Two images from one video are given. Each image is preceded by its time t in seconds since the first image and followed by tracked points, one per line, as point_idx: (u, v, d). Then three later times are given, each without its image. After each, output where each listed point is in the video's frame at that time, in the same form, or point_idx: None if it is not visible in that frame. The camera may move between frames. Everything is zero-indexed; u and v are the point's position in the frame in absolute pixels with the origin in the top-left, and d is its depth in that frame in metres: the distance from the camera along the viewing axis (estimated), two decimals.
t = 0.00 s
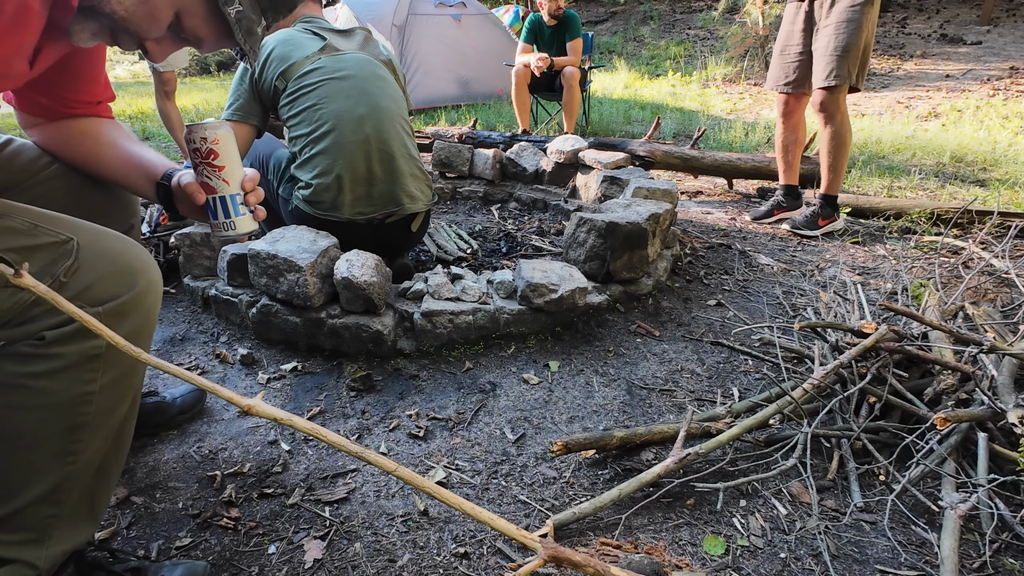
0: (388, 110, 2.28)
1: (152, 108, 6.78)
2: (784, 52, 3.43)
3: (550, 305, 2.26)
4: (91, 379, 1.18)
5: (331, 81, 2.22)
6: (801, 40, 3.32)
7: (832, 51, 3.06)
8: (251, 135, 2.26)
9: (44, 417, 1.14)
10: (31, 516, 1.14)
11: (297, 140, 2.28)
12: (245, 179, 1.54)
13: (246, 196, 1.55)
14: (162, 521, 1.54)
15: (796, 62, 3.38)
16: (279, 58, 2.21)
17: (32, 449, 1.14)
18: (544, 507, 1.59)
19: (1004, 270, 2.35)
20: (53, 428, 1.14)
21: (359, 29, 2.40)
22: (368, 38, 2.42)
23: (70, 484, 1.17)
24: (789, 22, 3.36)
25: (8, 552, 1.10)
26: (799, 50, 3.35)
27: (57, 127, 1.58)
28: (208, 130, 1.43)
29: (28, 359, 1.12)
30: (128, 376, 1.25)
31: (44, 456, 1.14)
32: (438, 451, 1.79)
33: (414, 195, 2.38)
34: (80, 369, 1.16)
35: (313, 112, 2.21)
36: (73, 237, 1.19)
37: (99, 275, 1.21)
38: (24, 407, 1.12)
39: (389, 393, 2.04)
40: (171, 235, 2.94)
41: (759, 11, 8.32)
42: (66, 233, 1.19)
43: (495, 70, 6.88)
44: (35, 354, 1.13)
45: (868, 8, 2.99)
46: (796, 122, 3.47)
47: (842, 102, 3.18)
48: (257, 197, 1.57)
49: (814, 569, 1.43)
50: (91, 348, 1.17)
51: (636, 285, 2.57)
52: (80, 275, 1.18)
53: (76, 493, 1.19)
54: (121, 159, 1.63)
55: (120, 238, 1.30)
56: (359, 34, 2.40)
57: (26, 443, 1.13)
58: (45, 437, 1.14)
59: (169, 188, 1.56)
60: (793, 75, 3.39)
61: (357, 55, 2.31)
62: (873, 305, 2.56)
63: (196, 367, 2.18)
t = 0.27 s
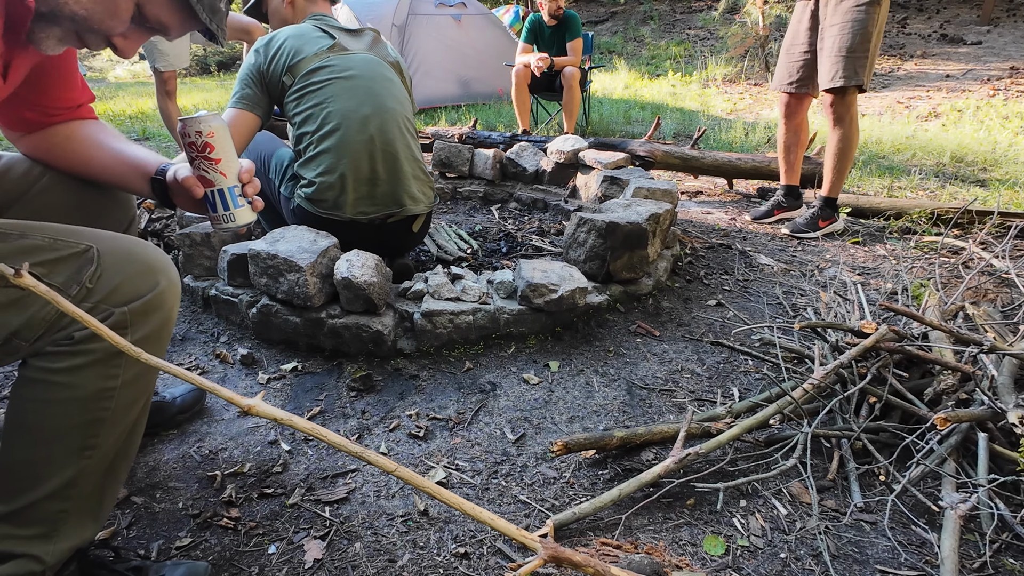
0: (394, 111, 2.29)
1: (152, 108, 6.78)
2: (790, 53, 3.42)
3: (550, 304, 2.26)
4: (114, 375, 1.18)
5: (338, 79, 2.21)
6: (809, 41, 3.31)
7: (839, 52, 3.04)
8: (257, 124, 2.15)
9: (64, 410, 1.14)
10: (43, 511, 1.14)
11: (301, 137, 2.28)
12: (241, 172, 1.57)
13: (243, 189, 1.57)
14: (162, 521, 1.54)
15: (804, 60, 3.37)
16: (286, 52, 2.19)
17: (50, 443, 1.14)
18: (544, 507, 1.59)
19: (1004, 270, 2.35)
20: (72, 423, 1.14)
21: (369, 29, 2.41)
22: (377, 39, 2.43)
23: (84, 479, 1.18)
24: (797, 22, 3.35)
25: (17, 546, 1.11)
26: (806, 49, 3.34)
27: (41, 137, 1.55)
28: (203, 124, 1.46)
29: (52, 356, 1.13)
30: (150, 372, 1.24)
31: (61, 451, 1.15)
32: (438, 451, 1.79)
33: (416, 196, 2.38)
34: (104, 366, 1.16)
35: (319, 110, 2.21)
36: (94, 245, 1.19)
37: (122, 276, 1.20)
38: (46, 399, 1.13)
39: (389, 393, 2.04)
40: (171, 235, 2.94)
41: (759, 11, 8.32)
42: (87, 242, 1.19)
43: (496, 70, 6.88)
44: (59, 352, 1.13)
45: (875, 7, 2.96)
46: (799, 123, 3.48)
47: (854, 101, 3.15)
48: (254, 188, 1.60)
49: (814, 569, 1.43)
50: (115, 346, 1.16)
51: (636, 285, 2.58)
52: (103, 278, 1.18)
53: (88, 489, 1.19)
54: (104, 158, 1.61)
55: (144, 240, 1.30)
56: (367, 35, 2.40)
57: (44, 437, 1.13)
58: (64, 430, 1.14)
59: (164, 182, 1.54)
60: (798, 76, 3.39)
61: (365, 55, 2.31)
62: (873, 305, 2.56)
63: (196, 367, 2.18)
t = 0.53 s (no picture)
0: (403, 114, 2.29)
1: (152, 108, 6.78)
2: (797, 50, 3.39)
3: (550, 304, 2.26)
4: (112, 370, 1.17)
5: (349, 78, 2.20)
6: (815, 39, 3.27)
7: (852, 55, 3.00)
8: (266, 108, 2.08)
9: (64, 406, 1.14)
10: (44, 506, 1.15)
11: (309, 133, 2.27)
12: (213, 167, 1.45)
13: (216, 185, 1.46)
14: (162, 521, 1.54)
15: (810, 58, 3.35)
16: (301, 45, 2.16)
17: (51, 439, 1.14)
18: (544, 507, 1.59)
19: (1004, 270, 2.35)
20: (74, 418, 1.15)
21: (381, 31, 2.38)
22: (388, 41, 2.40)
23: (85, 474, 1.18)
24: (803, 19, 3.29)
25: (18, 543, 1.12)
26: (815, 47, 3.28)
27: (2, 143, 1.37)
28: (171, 116, 1.35)
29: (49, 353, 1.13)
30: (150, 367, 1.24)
31: (63, 446, 1.15)
32: (438, 451, 1.79)
33: (419, 199, 2.40)
34: (102, 361, 1.16)
35: (329, 108, 2.20)
36: (80, 247, 1.19)
37: (115, 272, 1.20)
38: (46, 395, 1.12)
39: (389, 393, 2.04)
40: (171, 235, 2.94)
41: (759, 11, 8.31)
42: (72, 245, 1.18)
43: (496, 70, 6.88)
44: (57, 350, 1.13)
45: (887, 9, 2.90)
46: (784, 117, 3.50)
47: (871, 102, 3.08)
48: (226, 184, 1.49)
49: (814, 569, 1.43)
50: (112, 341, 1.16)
51: (636, 285, 2.58)
52: (95, 275, 1.18)
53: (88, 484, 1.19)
54: (72, 158, 1.43)
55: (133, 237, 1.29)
56: (379, 36, 2.38)
57: (45, 433, 1.13)
58: (64, 426, 1.14)
59: (133, 174, 1.39)
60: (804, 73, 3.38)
61: (376, 55, 2.30)
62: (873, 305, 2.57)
63: (196, 367, 2.18)
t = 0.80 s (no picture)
0: (410, 115, 2.29)
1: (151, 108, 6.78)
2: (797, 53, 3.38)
3: (550, 305, 2.26)
4: (95, 366, 1.17)
5: (359, 77, 2.20)
6: (816, 41, 3.25)
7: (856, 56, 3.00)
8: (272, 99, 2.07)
9: (51, 404, 1.14)
10: (37, 505, 1.15)
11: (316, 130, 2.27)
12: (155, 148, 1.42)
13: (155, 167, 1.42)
14: (162, 521, 1.54)
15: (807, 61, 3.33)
16: (313, 42, 2.16)
17: (38, 438, 1.14)
18: (544, 507, 1.59)
19: (1004, 270, 2.35)
20: (61, 414, 1.15)
21: (389, 30, 2.37)
22: (394, 41, 2.40)
23: (75, 472, 1.18)
24: (807, 23, 3.30)
25: (14, 543, 1.13)
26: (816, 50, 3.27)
27: None
28: (110, 91, 1.33)
29: (31, 352, 1.12)
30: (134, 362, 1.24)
31: (50, 444, 1.15)
32: (438, 451, 1.79)
33: (424, 201, 2.40)
34: (85, 357, 1.15)
35: (337, 106, 2.20)
36: (58, 242, 1.17)
37: (95, 267, 1.19)
38: (31, 394, 1.12)
39: (389, 393, 2.04)
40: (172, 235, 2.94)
41: (759, 11, 8.31)
42: (50, 241, 1.17)
43: (496, 71, 6.88)
44: (39, 348, 1.12)
45: (891, 9, 2.91)
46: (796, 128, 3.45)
47: (873, 104, 3.10)
48: (169, 167, 1.45)
49: (814, 569, 1.43)
50: (94, 337, 1.15)
51: (636, 285, 2.58)
52: (75, 271, 1.17)
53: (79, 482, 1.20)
54: (21, 151, 1.35)
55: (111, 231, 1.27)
56: (387, 34, 2.37)
57: (32, 431, 1.14)
58: (52, 423, 1.15)
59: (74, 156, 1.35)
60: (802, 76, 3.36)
61: (386, 55, 2.29)
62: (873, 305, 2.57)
63: (196, 367, 2.18)
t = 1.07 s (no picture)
0: (419, 115, 2.31)
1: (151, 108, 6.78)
2: (792, 53, 3.38)
3: (550, 304, 2.26)
4: (89, 363, 1.17)
5: (372, 75, 2.21)
6: (811, 41, 3.26)
7: (852, 56, 2.99)
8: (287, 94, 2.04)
9: (46, 401, 1.14)
10: (34, 504, 1.16)
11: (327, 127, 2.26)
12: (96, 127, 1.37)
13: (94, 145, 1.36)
14: (162, 521, 1.54)
15: (804, 61, 3.34)
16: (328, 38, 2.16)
17: (34, 435, 1.14)
18: (544, 507, 1.59)
19: (1004, 270, 2.35)
20: (57, 411, 1.15)
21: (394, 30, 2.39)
22: (398, 41, 2.41)
23: (72, 470, 1.19)
24: (801, 23, 3.30)
25: (13, 542, 1.13)
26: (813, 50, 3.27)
27: None
28: (52, 64, 1.27)
29: (25, 349, 1.12)
30: (130, 359, 1.24)
31: (47, 443, 1.15)
32: (438, 451, 1.79)
33: (432, 200, 2.41)
34: (79, 354, 1.16)
35: (350, 103, 2.21)
36: (52, 239, 1.17)
37: (89, 263, 1.19)
38: (25, 391, 1.12)
39: (389, 393, 2.04)
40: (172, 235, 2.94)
41: (759, 11, 8.31)
42: (44, 237, 1.17)
43: (496, 70, 6.88)
44: (33, 345, 1.12)
45: (885, 9, 2.91)
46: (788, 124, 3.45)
47: (870, 104, 3.09)
48: (112, 143, 1.38)
49: (814, 569, 1.43)
50: (89, 334, 1.16)
51: (636, 285, 2.58)
52: (69, 267, 1.17)
53: (77, 481, 1.20)
54: None
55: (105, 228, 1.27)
56: (390, 32, 2.37)
57: (27, 429, 1.14)
58: (47, 421, 1.15)
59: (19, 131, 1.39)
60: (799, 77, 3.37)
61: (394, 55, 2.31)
62: (873, 305, 2.57)
63: (196, 367, 2.18)
